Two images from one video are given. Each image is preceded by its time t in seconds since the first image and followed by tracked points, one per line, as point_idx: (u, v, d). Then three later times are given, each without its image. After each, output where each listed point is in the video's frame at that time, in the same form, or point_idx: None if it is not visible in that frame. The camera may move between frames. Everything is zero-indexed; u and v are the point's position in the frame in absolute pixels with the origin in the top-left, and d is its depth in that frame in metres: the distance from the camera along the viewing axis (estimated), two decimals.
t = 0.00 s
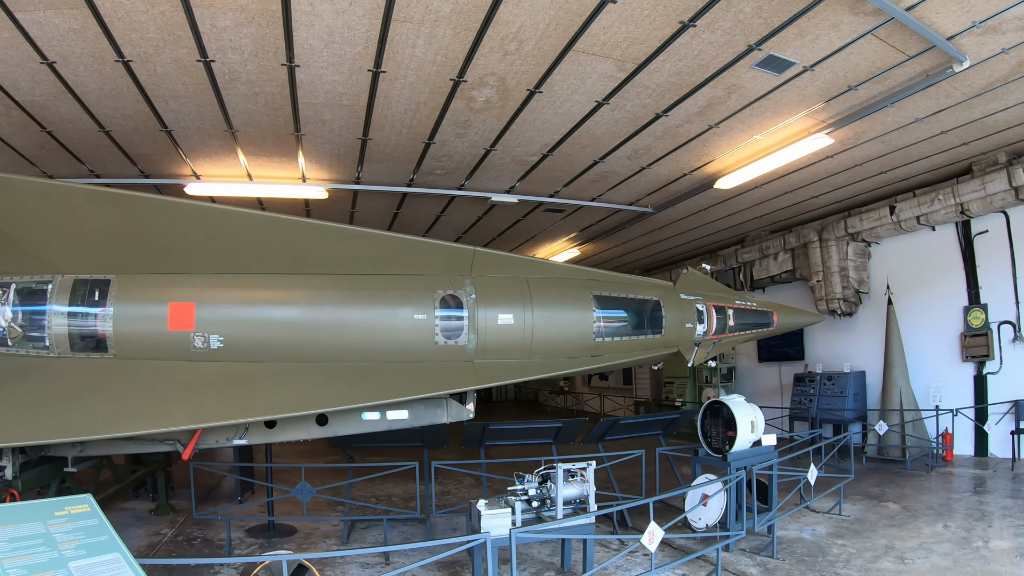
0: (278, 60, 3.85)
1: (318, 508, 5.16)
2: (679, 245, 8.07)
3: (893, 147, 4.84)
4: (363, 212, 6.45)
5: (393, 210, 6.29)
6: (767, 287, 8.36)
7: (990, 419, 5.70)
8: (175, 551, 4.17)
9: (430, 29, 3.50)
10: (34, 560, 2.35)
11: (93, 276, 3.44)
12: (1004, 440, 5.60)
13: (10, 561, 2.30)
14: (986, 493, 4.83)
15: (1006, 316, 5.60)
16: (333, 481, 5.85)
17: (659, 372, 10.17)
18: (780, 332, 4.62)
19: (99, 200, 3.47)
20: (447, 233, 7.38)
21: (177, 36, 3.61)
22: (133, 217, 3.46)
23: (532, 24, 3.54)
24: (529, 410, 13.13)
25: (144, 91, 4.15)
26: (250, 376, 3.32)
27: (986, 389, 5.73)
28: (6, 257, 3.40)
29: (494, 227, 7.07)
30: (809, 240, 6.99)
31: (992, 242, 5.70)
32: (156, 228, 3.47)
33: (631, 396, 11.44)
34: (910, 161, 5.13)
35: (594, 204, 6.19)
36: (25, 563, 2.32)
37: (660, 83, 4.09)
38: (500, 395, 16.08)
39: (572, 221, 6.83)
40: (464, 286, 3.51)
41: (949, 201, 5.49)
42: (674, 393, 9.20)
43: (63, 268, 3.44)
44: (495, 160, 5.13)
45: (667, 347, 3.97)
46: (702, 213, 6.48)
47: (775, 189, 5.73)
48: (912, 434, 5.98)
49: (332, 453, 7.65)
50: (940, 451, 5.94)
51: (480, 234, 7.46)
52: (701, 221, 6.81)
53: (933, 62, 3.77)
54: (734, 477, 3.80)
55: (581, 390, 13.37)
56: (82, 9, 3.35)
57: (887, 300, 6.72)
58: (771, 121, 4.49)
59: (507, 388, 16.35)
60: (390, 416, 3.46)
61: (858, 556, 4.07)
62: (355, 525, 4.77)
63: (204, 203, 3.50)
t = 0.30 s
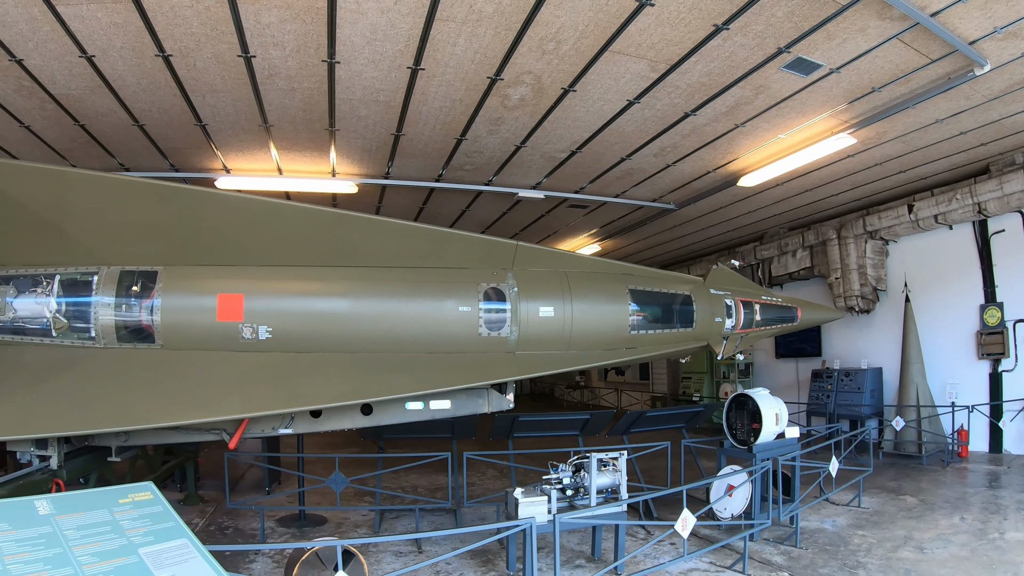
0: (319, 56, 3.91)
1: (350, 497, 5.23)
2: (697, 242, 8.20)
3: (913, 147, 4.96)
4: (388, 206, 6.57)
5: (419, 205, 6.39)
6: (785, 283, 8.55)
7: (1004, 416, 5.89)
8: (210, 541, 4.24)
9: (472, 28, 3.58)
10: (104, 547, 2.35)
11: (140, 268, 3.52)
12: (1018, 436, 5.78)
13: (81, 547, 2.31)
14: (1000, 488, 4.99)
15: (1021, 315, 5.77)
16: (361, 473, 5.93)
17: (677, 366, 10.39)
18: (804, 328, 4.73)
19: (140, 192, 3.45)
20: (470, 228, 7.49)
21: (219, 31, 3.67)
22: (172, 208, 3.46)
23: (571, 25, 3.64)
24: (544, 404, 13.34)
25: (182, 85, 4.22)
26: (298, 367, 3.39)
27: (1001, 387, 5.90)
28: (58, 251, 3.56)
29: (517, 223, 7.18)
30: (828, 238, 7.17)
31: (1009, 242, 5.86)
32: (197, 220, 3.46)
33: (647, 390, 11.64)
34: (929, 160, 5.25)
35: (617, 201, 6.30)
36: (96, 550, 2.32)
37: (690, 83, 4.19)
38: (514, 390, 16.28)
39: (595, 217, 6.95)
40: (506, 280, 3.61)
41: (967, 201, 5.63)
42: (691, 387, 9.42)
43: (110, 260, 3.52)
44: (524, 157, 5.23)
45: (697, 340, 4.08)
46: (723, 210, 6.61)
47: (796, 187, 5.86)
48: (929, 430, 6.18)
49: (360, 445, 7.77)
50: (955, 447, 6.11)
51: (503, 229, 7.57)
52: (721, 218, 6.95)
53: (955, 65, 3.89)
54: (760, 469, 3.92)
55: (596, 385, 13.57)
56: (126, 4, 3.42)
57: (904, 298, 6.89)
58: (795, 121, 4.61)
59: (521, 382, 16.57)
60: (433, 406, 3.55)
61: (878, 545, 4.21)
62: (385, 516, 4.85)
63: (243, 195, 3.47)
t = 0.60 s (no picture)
0: (356, 57, 4.00)
1: (378, 487, 5.35)
2: (714, 238, 8.33)
3: (929, 147, 5.10)
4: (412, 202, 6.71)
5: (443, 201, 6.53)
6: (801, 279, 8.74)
7: (1017, 412, 6.08)
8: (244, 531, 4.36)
9: (509, 32, 3.69)
10: (176, 534, 2.44)
11: (185, 264, 3.60)
12: None
13: (154, 535, 2.40)
14: (1010, 483, 5.17)
15: None
16: (390, 464, 6.05)
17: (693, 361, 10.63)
18: (822, 323, 4.85)
19: (180, 187, 3.53)
20: (492, 224, 7.63)
21: (259, 32, 3.76)
22: (214, 203, 3.54)
23: (604, 30, 3.75)
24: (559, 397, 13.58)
25: (218, 84, 4.31)
26: (342, 360, 3.49)
27: (1014, 384, 6.08)
28: (104, 247, 3.68)
29: (539, 218, 7.31)
30: (843, 235, 7.34)
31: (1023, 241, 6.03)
32: (240, 214, 3.54)
33: (662, 383, 11.88)
34: (945, 159, 5.38)
35: (638, 198, 6.43)
36: (169, 537, 2.41)
37: (716, 85, 4.31)
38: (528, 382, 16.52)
39: (614, 214, 7.09)
40: (542, 276, 3.74)
41: (981, 200, 5.78)
42: (707, 381, 9.64)
43: (155, 256, 3.61)
44: (549, 155, 5.34)
45: (721, 335, 4.21)
46: (740, 207, 6.75)
47: (813, 185, 6.00)
48: (942, 426, 6.38)
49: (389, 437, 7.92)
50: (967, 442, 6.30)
51: (524, 225, 7.70)
52: (739, 215, 7.09)
53: (972, 69, 4.02)
54: (780, 460, 4.05)
55: (611, 378, 13.79)
56: (168, 4, 3.51)
57: (919, 295, 7.06)
58: (815, 121, 4.74)
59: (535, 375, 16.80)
60: (471, 398, 3.67)
61: (893, 535, 4.38)
62: (414, 505, 4.98)
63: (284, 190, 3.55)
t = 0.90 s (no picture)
0: (388, 58, 4.08)
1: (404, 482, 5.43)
2: (729, 235, 8.45)
3: (946, 146, 5.19)
4: (436, 200, 6.83)
5: (466, 199, 6.64)
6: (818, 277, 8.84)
7: None
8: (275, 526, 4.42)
9: (541, 33, 3.76)
10: (234, 526, 2.45)
11: (224, 262, 3.66)
12: None
13: (213, 527, 2.40)
14: None
15: None
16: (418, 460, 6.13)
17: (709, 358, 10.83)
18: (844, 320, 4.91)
19: (218, 185, 3.56)
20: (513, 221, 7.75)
21: (294, 33, 3.83)
22: (252, 202, 3.57)
23: (633, 32, 3.82)
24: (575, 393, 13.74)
25: (249, 84, 4.39)
26: (380, 356, 3.54)
27: None
28: (141, 244, 3.73)
29: (560, 216, 7.42)
30: (861, 233, 7.44)
31: None
32: (278, 212, 3.59)
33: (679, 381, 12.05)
34: (962, 158, 5.46)
35: (659, 196, 6.50)
36: (227, 529, 2.41)
37: (739, 86, 4.39)
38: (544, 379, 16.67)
39: (635, 211, 7.18)
40: (575, 273, 3.81)
41: (998, 198, 5.86)
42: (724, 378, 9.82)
43: (194, 254, 3.67)
44: (573, 154, 5.43)
45: (746, 331, 4.26)
46: (760, 205, 6.83)
47: (832, 183, 6.09)
48: (959, 422, 6.47)
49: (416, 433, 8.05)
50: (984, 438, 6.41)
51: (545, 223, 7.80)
52: (756, 213, 7.18)
53: (990, 70, 4.11)
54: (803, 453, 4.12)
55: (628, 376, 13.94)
56: (202, 6, 3.58)
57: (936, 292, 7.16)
58: (835, 121, 4.82)
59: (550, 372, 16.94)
60: (505, 392, 3.75)
61: (913, 528, 4.47)
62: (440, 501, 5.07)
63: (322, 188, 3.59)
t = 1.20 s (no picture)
0: (419, 50, 4.12)
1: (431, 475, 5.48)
2: (746, 228, 8.56)
3: (967, 137, 5.23)
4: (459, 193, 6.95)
5: (489, 191, 6.76)
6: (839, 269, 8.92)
7: None
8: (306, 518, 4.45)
9: (572, 26, 3.79)
10: (287, 517, 2.34)
11: (259, 254, 3.67)
12: None
13: (266, 518, 2.29)
14: None
15: None
16: (447, 453, 6.18)
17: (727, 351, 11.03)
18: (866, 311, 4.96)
19: (253, 177, 3.55)
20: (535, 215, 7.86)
21: (325, 26, 3.85)
22: (287, 193, 3.57)
23: (662, 24, 3.85)
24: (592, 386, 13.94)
25: (276, 77, 4.44)
26: (418, 347, 3.55)
27: None
28: (176, 237, 3.72)
29: (581, 210, 7.52)
30: (880, 225, 7.54)
31: None
32: (314, 203, 3.59)
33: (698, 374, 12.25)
34: (983, 149, 5.51)
35: (680, 188, 6.55)
36: (281, 520, 2.30)
37: (765, 77, 4.43)
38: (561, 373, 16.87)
39: (655, 204, 7.23)
40: (609, 264, 3.86)
41: (1018, 188, 5.91)
42: (744, 371, 10.02)
43: (230, 247, 3.68)
44: (598, 146, 5.51)
45: (774, 322, 4.32)
46: (781, 197, 6.86)
47: (852, 176, 6.16)
48: (980, 413, 6.56)
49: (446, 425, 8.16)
50: (1005, 429, 6.52)
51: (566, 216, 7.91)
52: (775, 206, 7.25)
53: (1012, 62, 4.12)
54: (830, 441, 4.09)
55: (645, 369, 14.12)
56: None
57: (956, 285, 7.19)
58: (858, 113, 4.87)
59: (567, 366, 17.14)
60: (541, 382, 3.78)
61: (940, 517, 4.50)
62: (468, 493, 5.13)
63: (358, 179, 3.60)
